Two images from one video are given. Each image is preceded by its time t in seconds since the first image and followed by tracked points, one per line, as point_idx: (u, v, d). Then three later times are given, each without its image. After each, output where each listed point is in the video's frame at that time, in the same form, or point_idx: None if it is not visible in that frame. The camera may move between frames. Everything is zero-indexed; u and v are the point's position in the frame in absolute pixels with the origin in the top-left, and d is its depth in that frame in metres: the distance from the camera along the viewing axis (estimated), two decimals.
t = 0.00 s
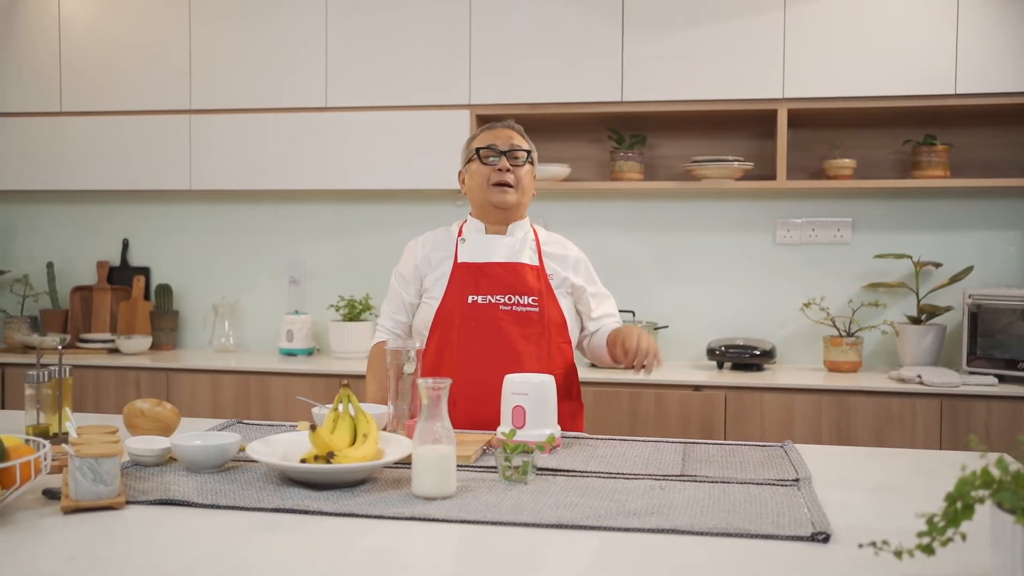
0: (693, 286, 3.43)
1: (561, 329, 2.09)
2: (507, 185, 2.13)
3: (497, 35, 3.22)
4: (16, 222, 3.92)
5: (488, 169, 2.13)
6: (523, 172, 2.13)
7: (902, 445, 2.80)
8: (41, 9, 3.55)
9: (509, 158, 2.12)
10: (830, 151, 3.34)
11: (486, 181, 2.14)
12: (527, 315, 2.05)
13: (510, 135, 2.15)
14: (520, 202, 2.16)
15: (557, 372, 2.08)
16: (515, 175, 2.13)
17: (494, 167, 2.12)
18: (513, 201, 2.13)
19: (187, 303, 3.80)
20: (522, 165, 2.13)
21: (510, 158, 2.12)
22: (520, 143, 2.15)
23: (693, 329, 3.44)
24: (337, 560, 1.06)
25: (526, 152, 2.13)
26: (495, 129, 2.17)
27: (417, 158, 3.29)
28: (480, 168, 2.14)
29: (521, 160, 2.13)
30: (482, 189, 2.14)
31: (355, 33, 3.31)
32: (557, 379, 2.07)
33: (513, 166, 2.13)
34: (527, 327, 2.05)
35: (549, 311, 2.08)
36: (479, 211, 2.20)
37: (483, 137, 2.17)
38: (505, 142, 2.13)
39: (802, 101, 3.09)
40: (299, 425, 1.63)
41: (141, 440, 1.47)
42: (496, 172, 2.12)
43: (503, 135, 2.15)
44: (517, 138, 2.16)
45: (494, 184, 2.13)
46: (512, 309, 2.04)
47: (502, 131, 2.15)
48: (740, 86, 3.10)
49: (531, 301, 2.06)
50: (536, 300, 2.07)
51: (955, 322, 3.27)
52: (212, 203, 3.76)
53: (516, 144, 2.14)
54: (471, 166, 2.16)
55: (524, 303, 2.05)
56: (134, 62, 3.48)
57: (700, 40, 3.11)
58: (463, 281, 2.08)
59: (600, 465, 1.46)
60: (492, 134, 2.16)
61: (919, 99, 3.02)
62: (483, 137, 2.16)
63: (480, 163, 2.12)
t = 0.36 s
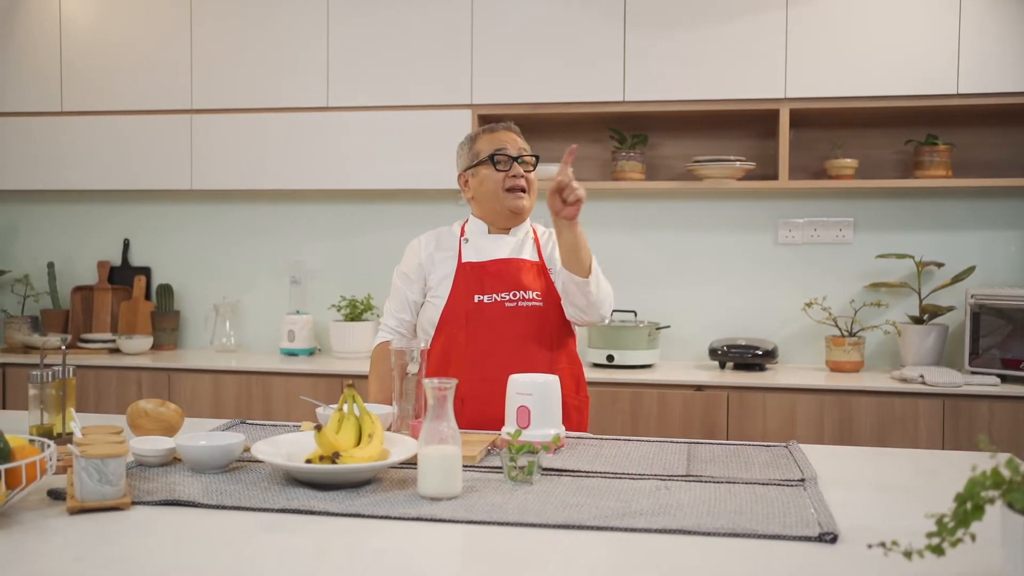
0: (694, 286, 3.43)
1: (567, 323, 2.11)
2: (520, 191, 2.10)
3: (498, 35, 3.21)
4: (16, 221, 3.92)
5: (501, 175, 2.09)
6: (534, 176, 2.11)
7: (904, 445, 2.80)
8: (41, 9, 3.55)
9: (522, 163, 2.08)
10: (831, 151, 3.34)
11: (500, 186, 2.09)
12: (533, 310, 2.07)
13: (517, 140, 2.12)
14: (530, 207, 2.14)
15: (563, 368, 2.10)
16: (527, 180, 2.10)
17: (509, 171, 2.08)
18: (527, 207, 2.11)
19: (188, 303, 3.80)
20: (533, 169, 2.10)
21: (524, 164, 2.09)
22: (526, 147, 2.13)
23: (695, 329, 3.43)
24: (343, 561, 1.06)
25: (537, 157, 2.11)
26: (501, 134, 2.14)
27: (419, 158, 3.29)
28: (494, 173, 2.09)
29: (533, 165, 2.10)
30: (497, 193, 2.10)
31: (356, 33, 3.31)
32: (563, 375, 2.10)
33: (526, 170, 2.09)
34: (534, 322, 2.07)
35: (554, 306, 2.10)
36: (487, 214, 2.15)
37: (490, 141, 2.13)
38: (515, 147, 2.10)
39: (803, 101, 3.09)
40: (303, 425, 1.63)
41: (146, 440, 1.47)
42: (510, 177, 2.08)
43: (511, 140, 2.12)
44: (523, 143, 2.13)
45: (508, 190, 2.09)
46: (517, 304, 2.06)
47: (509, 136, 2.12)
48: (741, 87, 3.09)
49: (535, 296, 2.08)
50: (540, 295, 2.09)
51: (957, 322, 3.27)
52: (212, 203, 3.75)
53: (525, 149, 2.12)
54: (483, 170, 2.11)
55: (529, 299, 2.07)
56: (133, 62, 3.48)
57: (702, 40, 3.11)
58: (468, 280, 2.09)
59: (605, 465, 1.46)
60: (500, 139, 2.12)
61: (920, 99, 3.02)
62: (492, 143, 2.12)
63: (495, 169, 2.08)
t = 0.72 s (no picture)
0: (695, 285, 3.43)
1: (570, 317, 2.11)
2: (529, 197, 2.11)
3: (498, 35, 3.21)
4: (16, 221, 3.91)
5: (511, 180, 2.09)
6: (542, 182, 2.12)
7: (904, 445, 2.80)
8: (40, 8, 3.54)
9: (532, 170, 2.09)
10: (831, 151, 3.34)
11: (508, 192, 2.10)
12: (535, 304, 2.07)
13: (526, 145, 2.12)
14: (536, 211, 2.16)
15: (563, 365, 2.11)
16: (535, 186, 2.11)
17: (519, 179, 2.08)
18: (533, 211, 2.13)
19: (188, 302, 3.79)
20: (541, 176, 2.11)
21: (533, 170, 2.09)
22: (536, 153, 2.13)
23: (696, 329, 3.43)
24: (349, 561, 1.06)
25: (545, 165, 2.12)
26: (511, 137, 2.13)
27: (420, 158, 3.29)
28: (503, 179, 2.09)
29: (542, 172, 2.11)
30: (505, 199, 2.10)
31: (356, 33, 3.30)
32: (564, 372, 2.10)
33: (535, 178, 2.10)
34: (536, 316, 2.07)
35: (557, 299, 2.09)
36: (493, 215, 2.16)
37: (500, 146, 2.11)
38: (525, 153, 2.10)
39: (803, 101, 3.09)
40: (306, 425, 1.63)
41: (149, 440, 1.46)
42: (519, 184, 2.09)
43: (521, 145, 2.11)
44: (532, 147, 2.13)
45: (517, 196, 2.10)
46: (519, 300, 2.06)
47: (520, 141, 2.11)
48: (742, 87, 3.09)
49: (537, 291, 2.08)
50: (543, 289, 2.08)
51: (957, 322, 3.27)
52: (212, 203, 3.75)
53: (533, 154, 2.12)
54: (491, 174, 2.11)
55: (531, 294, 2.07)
56: (133, 62, 3.48)
57: (702, 40, 3.11)
58: (471, 276, 2.09)
59: (609, 465, 1.46)
60: (509, 143, 2.11)
61: (920, 99, 3.02)
62: (502, 147, 2.11)
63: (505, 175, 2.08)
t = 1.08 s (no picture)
0: (695, 286, 3.43)
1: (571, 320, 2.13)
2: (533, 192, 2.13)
3: (499, 35, 3.21)
4: (14, 221, 3.90)
5: (515, 176, 2.11)
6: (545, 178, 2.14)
7: (904, 444, 2.81)
8: (38, 7, 3.53)
9: (536, 165, 2.11)
10: (831, 151, 3.34)
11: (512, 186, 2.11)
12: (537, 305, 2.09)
13: (530, 140, 2.14)
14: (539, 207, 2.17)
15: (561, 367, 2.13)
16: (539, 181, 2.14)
17: (522, 173, 2.10)
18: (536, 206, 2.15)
19: (187, 302, 3.79)
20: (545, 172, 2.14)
21: (537, 165, 2.12)
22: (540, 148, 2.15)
23: (695, 329, 3.44)
24: (356, 562, 1.06)
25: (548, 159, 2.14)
26: (514, 133, 2.14)
27: (419, 158, 3.28)
28: (507, 173, 2.11)
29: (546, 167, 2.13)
30: (509, 194, 2.12)
31: (356, 33, 3.30)
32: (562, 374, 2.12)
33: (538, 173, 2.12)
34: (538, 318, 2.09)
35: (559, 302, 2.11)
36: (495, 211, 2.17)
37: (504, 141, 2.13)
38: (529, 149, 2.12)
39: (803, 101, 3.09)
40: (308, 425, 1.63)
41: (151, 441, 1.46)
42: (523, 178, 2.11)
43: (525, 140, 2.13)
44: (536, 143, 2.15)
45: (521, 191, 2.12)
46: (522, 301, 2.08)
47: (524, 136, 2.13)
48: (742, 87, 3.09)
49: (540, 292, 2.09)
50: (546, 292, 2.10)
51: (957, 322, 3.27)
52: (211, 202, 3.74)
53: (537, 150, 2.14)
54: (495, 168, 2.12)
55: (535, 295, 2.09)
56: (133, 61, 3.47)
57: (703, 40, 3.11)
58: (476, 272, 2.10)
59: (613, 465, 1.46)
60: (512, 139, 2.12)
61: (920, 99, 3.02)
62: (506, 142, 2.12)
63: (509, 170, 2.09)
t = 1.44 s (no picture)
0: (694, 285, 3.43)
1: (554, 327, 2.07)
2: (493, 182, 2.06)
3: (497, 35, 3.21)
4: (11, 221, 3.89)
5: (473, 167, 2.05)
6: (509, 169, 2.05)
7: (903, 444, 2.81)
8: (35, 6, 3.52)
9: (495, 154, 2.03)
10: (830, 151, 3.35)
11: (473, 178, 2.07)
12: (519, 310, 2.04)
13: (496, 131, 2.07)
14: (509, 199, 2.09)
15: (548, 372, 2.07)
16: (500, 170, 2.05)
17: (478, 163, 2.04)
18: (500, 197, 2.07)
19: (185, 302, 3.78)
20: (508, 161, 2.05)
21: (496, 154, 2.03)
22: (508, 138, 2.07)
23: (694, 329, 3.44)
24: (359, 562, 1.06)
25: (514, 149, 2.04)
26: (485, 125, 2.09)
27: (418, 158, 3.28)
28: (466, 166, 2.07)
29: (507, 157, 2.03)
30: (470, 185, 2.08)
31: (354, 32, 3.30)
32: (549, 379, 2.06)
33: (498, 161, 2.04)
34: (520, 323, 2.04)
35: (541, 307, 2.06)
36: (469, 206, 2.13)
37: (470, 133, 2.09)
38: (489, 139, 2.05)
39: (802, 101, 3.09)
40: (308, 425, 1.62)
41: (151, 442, 1.46)
42: (481, 169, 2.05)
43: (490, 131, 2.06)
44: (504, 134, 2.07)
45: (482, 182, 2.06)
46: (504, 305, 2.04)
47: (489, 127, 2.06)
48: (741, 87, 3.10)
49: (522, 297, 2.05)
50: (528, 297, 2.06)
51: (955, 322, 3.28)
52: (210, 202, 3.74)
53: (503, 140, 2.06)
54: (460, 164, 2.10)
55: (516, 299, 2.05)
56: (131, 61, 3.46)
57: (702, 40, 3.11)
58: (458, 274, 2.09)
59: (614, 466, 1.46)
60: (479, 130, 2.08)
61: (919, 99, 3.03)
62: (470, 134, 2.09)
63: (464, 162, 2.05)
